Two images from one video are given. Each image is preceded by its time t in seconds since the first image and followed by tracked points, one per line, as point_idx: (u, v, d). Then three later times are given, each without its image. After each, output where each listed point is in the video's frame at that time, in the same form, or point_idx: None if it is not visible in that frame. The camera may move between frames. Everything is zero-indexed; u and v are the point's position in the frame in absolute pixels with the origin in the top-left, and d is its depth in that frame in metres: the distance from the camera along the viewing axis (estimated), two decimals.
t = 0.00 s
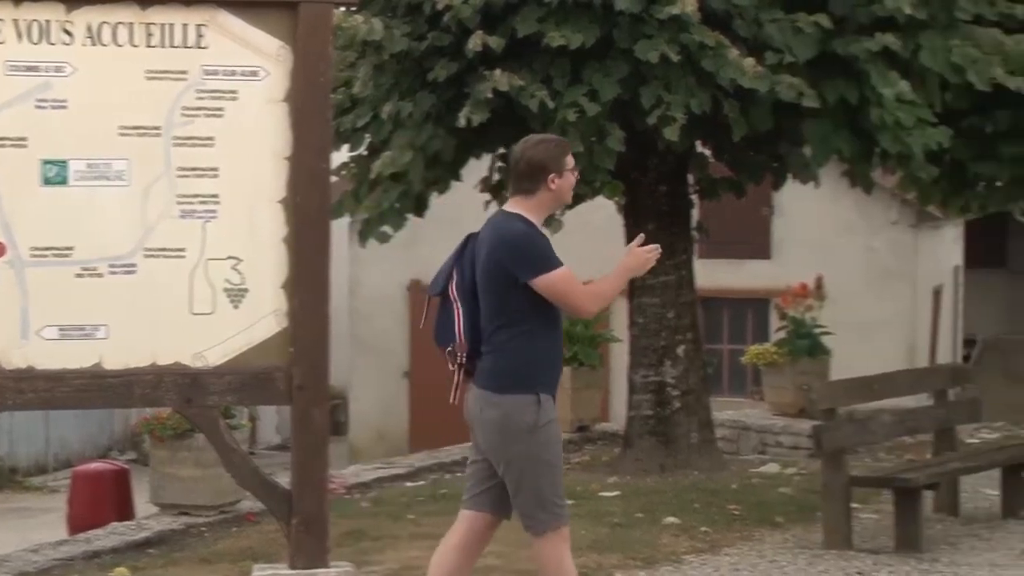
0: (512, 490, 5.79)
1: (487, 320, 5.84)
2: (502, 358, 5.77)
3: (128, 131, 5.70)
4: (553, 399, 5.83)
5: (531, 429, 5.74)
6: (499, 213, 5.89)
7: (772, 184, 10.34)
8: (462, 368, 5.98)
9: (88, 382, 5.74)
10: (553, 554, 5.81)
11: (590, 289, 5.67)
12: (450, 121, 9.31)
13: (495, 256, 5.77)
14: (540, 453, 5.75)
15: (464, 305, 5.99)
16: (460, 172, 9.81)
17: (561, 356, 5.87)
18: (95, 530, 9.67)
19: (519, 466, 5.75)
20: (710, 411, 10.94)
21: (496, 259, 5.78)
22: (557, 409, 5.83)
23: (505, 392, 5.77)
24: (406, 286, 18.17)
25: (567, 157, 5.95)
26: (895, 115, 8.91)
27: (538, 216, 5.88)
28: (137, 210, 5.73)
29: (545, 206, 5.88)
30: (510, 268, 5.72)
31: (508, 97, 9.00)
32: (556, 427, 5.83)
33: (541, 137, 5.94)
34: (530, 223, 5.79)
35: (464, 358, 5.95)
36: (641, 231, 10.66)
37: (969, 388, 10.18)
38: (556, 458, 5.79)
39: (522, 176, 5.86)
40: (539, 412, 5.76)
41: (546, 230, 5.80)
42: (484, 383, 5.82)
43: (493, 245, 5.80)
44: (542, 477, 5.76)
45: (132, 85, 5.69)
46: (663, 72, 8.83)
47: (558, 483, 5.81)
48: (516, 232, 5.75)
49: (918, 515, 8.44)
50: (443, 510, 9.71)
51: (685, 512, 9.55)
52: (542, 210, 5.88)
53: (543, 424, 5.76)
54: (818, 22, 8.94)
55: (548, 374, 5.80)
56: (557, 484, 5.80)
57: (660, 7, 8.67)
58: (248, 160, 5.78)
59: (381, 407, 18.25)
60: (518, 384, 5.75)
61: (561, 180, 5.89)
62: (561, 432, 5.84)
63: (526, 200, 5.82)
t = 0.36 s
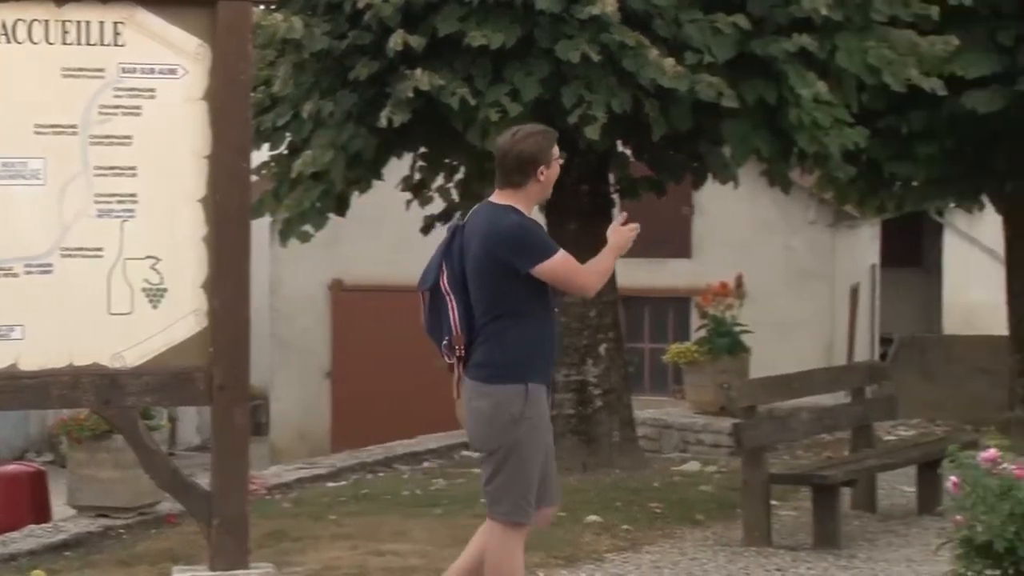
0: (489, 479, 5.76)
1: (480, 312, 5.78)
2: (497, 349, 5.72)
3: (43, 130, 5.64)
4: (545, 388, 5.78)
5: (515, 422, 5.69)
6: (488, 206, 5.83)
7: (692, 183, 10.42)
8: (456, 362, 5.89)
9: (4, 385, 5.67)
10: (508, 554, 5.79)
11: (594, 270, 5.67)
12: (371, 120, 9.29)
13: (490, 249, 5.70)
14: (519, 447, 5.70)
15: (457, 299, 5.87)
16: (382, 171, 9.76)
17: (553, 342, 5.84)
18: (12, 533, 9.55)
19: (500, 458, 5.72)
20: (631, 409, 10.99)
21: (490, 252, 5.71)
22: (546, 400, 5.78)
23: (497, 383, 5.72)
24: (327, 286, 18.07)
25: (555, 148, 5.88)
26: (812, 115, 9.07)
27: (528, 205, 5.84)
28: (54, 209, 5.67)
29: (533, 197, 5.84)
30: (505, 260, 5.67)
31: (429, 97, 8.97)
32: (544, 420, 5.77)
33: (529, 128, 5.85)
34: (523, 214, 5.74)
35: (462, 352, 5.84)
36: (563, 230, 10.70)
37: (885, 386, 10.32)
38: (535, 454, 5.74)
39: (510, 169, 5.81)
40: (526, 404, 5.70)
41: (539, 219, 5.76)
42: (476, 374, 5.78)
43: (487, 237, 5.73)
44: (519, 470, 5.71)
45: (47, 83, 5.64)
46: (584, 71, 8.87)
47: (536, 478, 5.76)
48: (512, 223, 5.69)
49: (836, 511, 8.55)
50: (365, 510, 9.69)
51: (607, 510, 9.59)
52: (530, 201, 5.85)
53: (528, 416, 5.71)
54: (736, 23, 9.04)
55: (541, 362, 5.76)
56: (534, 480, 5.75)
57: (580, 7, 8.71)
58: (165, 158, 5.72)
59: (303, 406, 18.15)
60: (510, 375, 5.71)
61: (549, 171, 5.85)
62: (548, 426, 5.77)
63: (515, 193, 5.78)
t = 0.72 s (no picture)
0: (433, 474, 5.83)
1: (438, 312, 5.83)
2: (450, 349, 5.77)
3: None
4: (497, 391, 5.79)
5: (458, 421, 5.73)
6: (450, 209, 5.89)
7: (603, 183, 10.47)
8: (422, 360, 5.95)
9: None
10: (439, 552, 5.81)
11: (533, 294, 5.66)
12: (281, 118, 9.21)
13: (444, 251, 5.76)
14: (459, 447, 5.74)
15: (421, 298, 5.93)
16: (293, 170, 9.69)
17: (511, 347, 5.85)
18: None
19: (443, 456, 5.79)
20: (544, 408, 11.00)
21: (445, 252, 5.76)
22: (496, 403, 5.78)
23: (449, 381, 5.78)
24: (237, 286, 17.95)
25: (513, 152, 5.87)
26: (722, 116, 9.14)
27: (490, 210, 5.84)
28: None
29: (493, 201, 5.84)
30: (456, 262, 5.72)
31: (340, 96, 8.93)
32: (492, 424, 5.78)
33: (488, 133, 5.88)
34: (478, 217, 5.77)
35: (424, 351, 5.89)
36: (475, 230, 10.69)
37: (794, 384, 10.41)
38: (477, 455, 5.76)
39: (467, 171, 5.87)
40: (472, 405, 5.74)
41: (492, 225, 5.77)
42: (434, 372, 5.84)
43: (443, 240, 5.78)
44: (459, 469, 5.75)
45: None
46: (495, 70, 8.87)
47: (477, 479, 5.79)
48: (462, 227, 5.72)
49: (745, 508, 8.61)
50: (275, 511, 9.63)
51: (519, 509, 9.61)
52: (491, 205, 5.84)
53: (472, 417, 5.74)
54: (646, 23, 9.12)
55: (493, 365, 5.78)
56: (475, 481, 5.78)
57: (491, 6, 8.72)
58: (70, 156, 5.72)
59: (213, 406, 18.02)
60: (459, 376, 5.75)
61: (506, 175, 5.84)
62: (495, 430, 5.78)
63: (471, 194, 5.80)
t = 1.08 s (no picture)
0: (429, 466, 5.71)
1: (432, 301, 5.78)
2: (436, 337, 5.69)
3: None
4: (481, 378, 5.62)
5: (444, 403, 5.61)
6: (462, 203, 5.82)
7: (534, 182, 10.47)
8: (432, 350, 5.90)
9: None
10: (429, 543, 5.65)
11: (459, 290, 5.51)
12: (209, 117, 9.16)
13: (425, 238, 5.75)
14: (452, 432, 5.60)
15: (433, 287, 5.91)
16: (221, 170, 9.64)
17: (498, 335, 5.65)
18: None
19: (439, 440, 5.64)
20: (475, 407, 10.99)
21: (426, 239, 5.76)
22: (481, 388, 5.62)
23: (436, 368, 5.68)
24: (166, 286, 17.86)
25: (489, 143, 5.66)
26: (651, 115, 9.28)
27: (475, 200, 5.71)
28: None
29: (477, 192, 5.71)
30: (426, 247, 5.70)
31: (269, 94, 8.88)
32: (479, 413, 5.61)
33: (476, 124, 5.73)
34: (453, 205, 5.67)
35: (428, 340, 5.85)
36: (405, 229, 10.64)
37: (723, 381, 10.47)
38: (464, 445, 5.61)
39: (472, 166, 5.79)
40: (452, 391, 5.61)
41: (462, 212, 5.65)
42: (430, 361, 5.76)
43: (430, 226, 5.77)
44: (445, 458, 5.63)
45: None
46: (425, 70, 8.87)
47: (467, 469, 5.61)
48: (432, 213, 5.66)
49: (674, 506, 8.66)
50: (204, 512, 9.57)
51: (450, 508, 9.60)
52: (472, 195, 5.71)
53: (455, 404, 5.60)
54: (575, 23, 9.14)
55: (473, 352, 5.62)
56: (463, 472, 5.62)
57: (421, 5, 8.72)
58: None
59: (142, 407, 17.88)
60: (441, 363, 5.65)
61: (480, 166, 5.66)
62: (485, 420, 5.61)
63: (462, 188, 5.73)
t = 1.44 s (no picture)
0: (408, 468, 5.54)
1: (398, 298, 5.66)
2: (398, 334, 5.57)
3: None
4: (442, 373, 5.50)
5: (411, 399, 5.49)
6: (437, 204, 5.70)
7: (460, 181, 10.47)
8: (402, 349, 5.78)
9: None
10: (435, 538, 5.46)
11: (376, 288, 5.41)
12: (132, 116, 9.10)
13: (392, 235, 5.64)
14: (432, 422, 5.47)
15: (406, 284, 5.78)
16: (144, 169, 9.57)
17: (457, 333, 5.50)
18: None
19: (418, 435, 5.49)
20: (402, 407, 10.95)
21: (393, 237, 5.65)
22: (445, 382, 5.50)
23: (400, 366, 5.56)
24: (88, 286, 17.75)
25: (454, 139, 5.55)
26: (577, 115, 9.32)
27: (441, 199, 5.57)
28: None
29: (444, 191, 5.58)
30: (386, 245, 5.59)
31: (193, 93, 8.83)
32: (446, 405, 5.49)
33: (445, 123, 5.62)
34: (414, 203, 5.55)
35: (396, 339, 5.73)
36: (331, 227, 10.58)
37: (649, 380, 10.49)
38: (441, 437, 5.48)
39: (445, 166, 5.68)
40: (413, 385, 5.49)
41: (421, 211, 5.51)
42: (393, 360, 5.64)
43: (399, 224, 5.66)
44: (425, 454, 5.47)
45: None
46: (351, 69, 8.85)
47: (448, 460, 5.47)
48: (392, 210, 5.56)
49: (601, 505, 8.71)
50: (127, 514, 9.49)
51: (377, 509, 9.57)
52: (441, 196, 5.58)
53: (419, 397, 5.48)
54: (501, 22, 9.14)
55: (431, 348, 5.50)
56: (446, 463, 5.48)
57: (347, 4, 8.69)
58: None
59: (64, 408, 17.74)
60: (404, 359, 5.53)
61: (445, 163, 5.55)
62: (454, 410, 5.49)
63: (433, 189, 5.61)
